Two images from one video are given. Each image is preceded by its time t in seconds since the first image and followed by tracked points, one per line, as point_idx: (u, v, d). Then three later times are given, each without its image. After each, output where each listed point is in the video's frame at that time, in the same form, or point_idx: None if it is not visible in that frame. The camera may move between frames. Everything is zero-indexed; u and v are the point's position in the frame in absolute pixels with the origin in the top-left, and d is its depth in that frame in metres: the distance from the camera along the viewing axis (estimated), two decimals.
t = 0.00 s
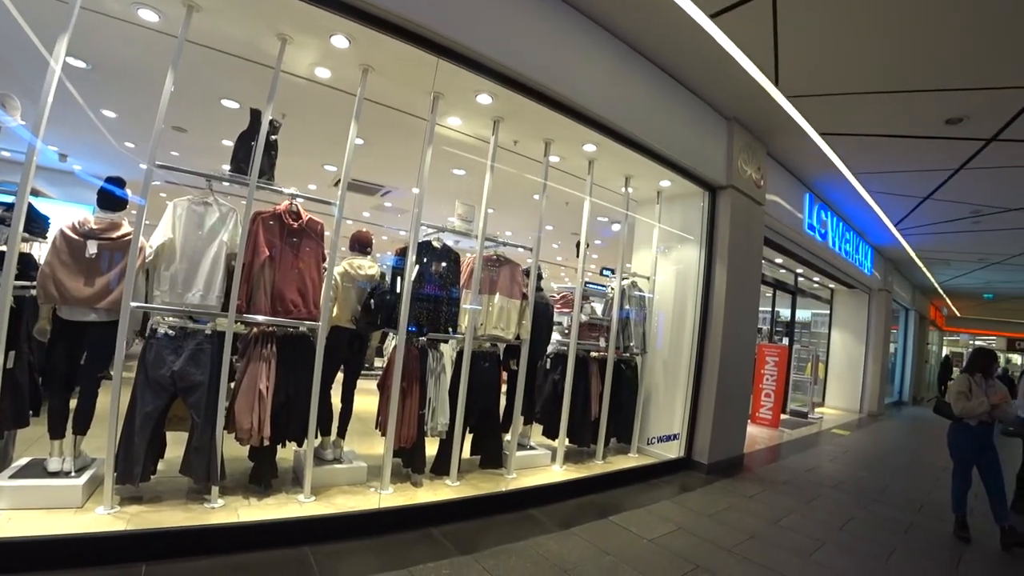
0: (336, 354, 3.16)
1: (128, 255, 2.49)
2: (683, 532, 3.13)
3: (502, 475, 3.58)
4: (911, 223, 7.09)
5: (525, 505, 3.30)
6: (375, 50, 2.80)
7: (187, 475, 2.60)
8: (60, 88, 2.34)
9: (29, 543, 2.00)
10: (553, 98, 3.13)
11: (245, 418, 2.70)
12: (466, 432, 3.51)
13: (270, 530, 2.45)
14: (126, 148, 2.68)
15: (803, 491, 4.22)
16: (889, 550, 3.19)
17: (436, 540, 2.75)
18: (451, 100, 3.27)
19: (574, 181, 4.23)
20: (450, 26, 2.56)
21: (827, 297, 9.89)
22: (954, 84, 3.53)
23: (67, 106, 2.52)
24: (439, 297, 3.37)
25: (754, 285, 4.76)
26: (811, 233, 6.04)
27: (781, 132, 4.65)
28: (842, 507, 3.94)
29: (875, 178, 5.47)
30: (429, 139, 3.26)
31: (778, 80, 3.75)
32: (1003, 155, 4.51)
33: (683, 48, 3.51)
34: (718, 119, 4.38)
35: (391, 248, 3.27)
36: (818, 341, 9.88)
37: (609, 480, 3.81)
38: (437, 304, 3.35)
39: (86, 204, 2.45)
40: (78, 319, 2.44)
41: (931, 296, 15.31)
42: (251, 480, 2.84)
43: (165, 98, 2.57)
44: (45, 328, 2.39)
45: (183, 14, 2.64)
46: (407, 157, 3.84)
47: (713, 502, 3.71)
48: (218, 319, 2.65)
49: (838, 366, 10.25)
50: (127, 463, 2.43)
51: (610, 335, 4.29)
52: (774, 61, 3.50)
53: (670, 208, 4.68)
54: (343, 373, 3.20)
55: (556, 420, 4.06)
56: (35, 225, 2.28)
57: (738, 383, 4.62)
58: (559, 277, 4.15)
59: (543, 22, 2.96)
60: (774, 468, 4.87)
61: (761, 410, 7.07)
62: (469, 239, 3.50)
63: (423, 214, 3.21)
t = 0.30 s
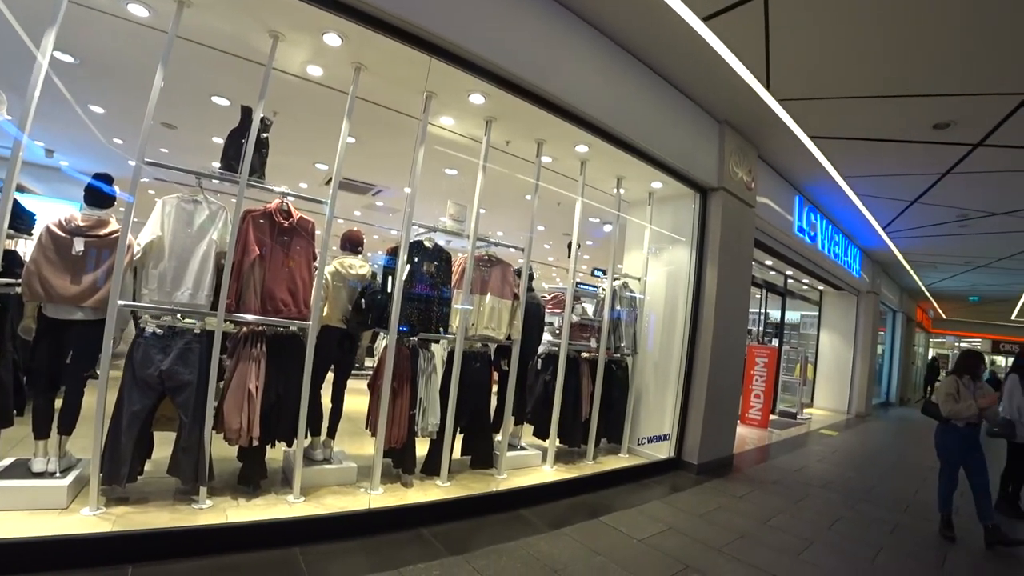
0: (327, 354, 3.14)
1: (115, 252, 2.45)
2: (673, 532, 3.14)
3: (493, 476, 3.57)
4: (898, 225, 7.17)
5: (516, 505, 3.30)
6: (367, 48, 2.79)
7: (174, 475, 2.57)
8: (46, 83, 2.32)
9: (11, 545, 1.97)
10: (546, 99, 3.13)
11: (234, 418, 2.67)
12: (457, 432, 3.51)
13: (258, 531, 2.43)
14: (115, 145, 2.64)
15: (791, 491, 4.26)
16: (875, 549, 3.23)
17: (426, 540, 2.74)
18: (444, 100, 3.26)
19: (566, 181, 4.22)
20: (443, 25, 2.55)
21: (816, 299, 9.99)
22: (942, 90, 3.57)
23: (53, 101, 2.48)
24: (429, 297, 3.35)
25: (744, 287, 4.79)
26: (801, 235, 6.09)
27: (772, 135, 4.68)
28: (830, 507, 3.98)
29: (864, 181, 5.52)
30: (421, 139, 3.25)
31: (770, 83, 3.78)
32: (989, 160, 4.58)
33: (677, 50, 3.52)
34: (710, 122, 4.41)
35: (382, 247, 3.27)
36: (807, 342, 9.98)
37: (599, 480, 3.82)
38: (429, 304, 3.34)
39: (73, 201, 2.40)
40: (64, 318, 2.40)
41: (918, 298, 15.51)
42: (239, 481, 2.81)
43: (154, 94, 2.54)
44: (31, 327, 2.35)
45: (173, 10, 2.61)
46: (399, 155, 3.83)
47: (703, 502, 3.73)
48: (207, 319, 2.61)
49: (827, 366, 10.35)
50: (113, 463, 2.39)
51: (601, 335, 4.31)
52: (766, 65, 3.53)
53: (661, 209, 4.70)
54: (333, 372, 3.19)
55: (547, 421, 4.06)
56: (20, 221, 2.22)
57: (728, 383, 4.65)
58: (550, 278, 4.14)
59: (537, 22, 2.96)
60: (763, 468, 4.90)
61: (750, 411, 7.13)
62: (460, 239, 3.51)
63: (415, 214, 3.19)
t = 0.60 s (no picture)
0: (314, 353, 3.11)
1: (99, 249, 2.40)
2: (661, 532, 3.15)
3: (481, 476, 3.57)
4: (884, 230, 7.27)
5: (504, 505, 3.30)
6: (359, 46, 2.77)
7: (158, 476, 2.52)
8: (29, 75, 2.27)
9: None
10: (538, 99, 3.13)
11: (219, 417, 2.63)
12: (445, 432, 3.49)
13: (243, 532, 2.39)
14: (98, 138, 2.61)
15: (777, 491, 4.30)
16: (859, 548, 3.27)
17: (414, 541, 2.73)
18: (435, 99, 3.24)
19: (556, 182, 4.23)
20: (434, 24, 2.54)
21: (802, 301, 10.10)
22: (927, 97, 3.63)
23: (36, 94, 2.42)
24: (418, 297, 3.34)
25: (732, 288, 4.83)
26: (788, 238, 6.15)
27: (761, 139, 4.73)
28: (815, 507, 4.02)
29: (851, 186, 5.59)
30: (412, 137, 3.21)
31: (760, 88, 3.81)
32: (972, 166, 4.66)
33: (669, 53, 3.54)
34: (700, 124, 4.44)
35: (371, 246, 3.24)
36: (793, 343, 10.09)
37: (587, 480, 3.83)
38: (417, 303, 3.33)
39: (57, 196, 2.37)
40: (45, 315, 2.33)
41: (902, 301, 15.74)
42: (224, 481, 2.78)
43: (141, 89, 2.50)
44: (11, 324, 2.31)
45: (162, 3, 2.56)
46: (389, 154, 3.83)
47: (691, 502, 3.75)
48: (194, 316, 2.59)
49: (812, 368, 10.48)
50: (96, 463, 2.34)
51: (590, 336, 4.32)
52: (756, 69, 3.56)
53: (651, 211, 4.72)
54: (320, 372, 3.16)
55: (535, 421, 4.06)
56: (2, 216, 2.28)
57: (715, 384, 4.69)
58: (539, 278, 4.18)
59: (529, 23, 2.96)
60: (750, 468, 4.94)
61: (737, 411, 7.18)
62: (450, 239, 3.49)
63: (404, 214, 3.18)
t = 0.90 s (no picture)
0: (298, 351, 3.07)
1: (77, 244, 2.34)
2: (645, 529, 3.17)
3: (466, 475, 3.56)
4: (865, 232, 7.40)
5: (489, 504, 3.30)
6: (346, 41, 2.74)
7: (138, 477, 2.47)
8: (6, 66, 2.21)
9: None
10: (526, 98, 3.13)
11: (201, 417, 2.59)
12: (430, 431, 3.48)
13: (224, 533, 2.35)
14: (76, 131, 2.41)
15: (759, 489, 4.35)
16: (838, 544, 3.32)
17: (399, 540, 2.71)
18: (422, 96, 3.22)
19: (543, 181, 4.23)
20: (422, 21, 2.52)
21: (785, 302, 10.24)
22: (908, 102, 3.69)
23: (13, 85, 2.36)
24: (404, 295, 3.32)
25: (716, 288, 4.88)
26: (772, 240, 6.24)
27: (746, 141, 4.78)
28: (797, 504, 4.08)
29: (833, 189, 5.69)
30: (397, 136, 3.18)
31: (746, 90, 3.85)
32: (950, 170, 4.76)
33: (656, 55, 3.56)
34: (686, 125, 4.48)
35: (356, 243, 3.23)
36: (776, 343, 10.24)
37: (572, 478, 3.84)
38: (403, 301, 3.31)
39: (34, 189, 2.30)
40: (21, 312, 2.26)
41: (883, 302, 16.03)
42: (206, 481, 2.74)
43: (122, 81, 2.45)
44: None
45: None
46: (376, 152, 3.81)
47: (675, 500, 3.78)
48: (175, 314, 2.54)
49: (795, 368, 10.63)
50: (74, 463, 2.30)
51: (575, 335, 4.33)
52: (743, 72, 3.59)
53: (636, 211, 4.78)
54: (304, 371, 3.12)
55: (520, 420, 4.05)
56: None
57: (699, 383, 4.73)
58: (525, 277, 4.15)
59: (518, 22, 2.96)
60: (732, 466, 5.00)
61: (721, 410, 7.25)
62: (436, 237, 3.49)
63: (391, 211, 3.16)
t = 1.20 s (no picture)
0: (281, 347, 3.04)
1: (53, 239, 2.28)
2: (629, 525, 3.19)
3: (451, 472, 3.56)
4: (846, 232, 7.53)
5: (473, 502, 3.29)
6: (330, 34, 2.70)
7: (117, 476, 2.42)
8: None
9: None
10: (512, 95, 3.12)
11: (182, 415, 2.54)
12: (415, 429, 3.47)
13: (205, 533, 2.31)
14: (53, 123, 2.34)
15: (741, 484, 4.41)
16: (818, 538, 3.38)
17: (383, 538, 2.69)
18: (407, 91, 3.19)
19: (528, 178, 4.23)
20: (407, 15, 2.50)
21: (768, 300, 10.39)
22: (889, 104, 3.76)
23: None
24: (388, 292, 3.29)
25: (700, 286, 4.92)
26: (755, 238, 6.32)
27: (730, 141, 4.83)
28: (778, 499, 4.14)
29: (815, 189, 5.77)
30: (383, 130, 3.19)
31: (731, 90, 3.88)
32: (928, 172, 4.85)
33: (643, 54, 3.57)
34: (672, 124, 4.50)
35: (340, 239, 3.19)
36: (759, 340, 10.37)
37: (557, 475, 3.85)
38: (387, 298, 3.28)
39: (6, 182, 2.22)
40: None
41: (863, 301, 16.34)
42: (187, 480, 2.69)
43: (99, 71, 2.38)
44: None
45: None
46: (361, 147, 3.75)
47: (659, 495, 3.81)
48: (155, 310, 2.50)
49: (776, 365, 10.80)
50: (49, 463, 2.24)
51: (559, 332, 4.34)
52: (728, 72, 3.62)
53: (622, 209, 4.75)
54: (287, 367, 3.12)
55: (505, 417, 4.05)
56: None
57: (683, 380, 4.78)
58: (510, 274, 4.10)
59: (504, 18, 2.94)
60: (715, 462, 5.06)
61: (704, 406, 7.33)
62: (421, 234, 3.45)
63: (374, 207, 3.13)
